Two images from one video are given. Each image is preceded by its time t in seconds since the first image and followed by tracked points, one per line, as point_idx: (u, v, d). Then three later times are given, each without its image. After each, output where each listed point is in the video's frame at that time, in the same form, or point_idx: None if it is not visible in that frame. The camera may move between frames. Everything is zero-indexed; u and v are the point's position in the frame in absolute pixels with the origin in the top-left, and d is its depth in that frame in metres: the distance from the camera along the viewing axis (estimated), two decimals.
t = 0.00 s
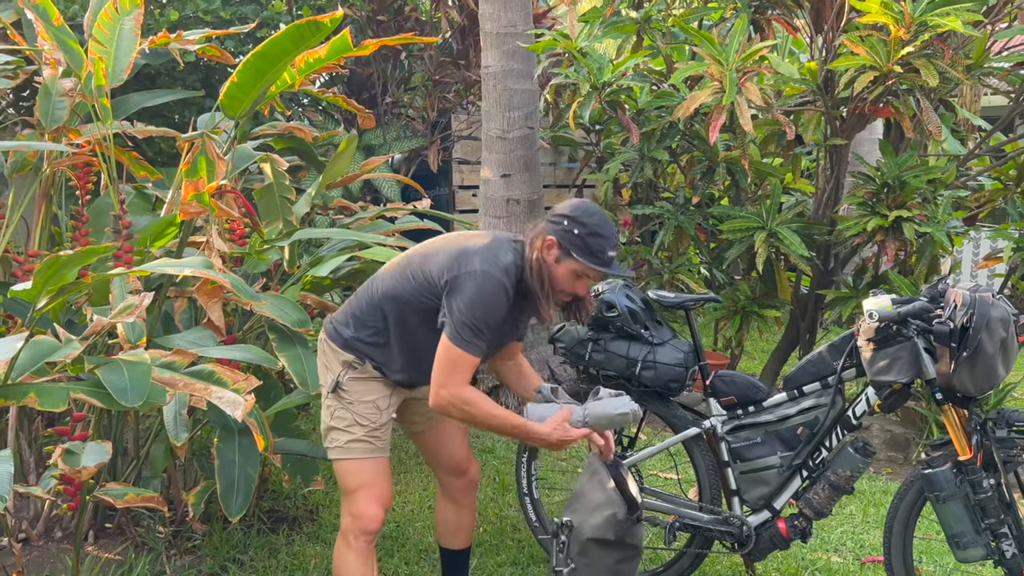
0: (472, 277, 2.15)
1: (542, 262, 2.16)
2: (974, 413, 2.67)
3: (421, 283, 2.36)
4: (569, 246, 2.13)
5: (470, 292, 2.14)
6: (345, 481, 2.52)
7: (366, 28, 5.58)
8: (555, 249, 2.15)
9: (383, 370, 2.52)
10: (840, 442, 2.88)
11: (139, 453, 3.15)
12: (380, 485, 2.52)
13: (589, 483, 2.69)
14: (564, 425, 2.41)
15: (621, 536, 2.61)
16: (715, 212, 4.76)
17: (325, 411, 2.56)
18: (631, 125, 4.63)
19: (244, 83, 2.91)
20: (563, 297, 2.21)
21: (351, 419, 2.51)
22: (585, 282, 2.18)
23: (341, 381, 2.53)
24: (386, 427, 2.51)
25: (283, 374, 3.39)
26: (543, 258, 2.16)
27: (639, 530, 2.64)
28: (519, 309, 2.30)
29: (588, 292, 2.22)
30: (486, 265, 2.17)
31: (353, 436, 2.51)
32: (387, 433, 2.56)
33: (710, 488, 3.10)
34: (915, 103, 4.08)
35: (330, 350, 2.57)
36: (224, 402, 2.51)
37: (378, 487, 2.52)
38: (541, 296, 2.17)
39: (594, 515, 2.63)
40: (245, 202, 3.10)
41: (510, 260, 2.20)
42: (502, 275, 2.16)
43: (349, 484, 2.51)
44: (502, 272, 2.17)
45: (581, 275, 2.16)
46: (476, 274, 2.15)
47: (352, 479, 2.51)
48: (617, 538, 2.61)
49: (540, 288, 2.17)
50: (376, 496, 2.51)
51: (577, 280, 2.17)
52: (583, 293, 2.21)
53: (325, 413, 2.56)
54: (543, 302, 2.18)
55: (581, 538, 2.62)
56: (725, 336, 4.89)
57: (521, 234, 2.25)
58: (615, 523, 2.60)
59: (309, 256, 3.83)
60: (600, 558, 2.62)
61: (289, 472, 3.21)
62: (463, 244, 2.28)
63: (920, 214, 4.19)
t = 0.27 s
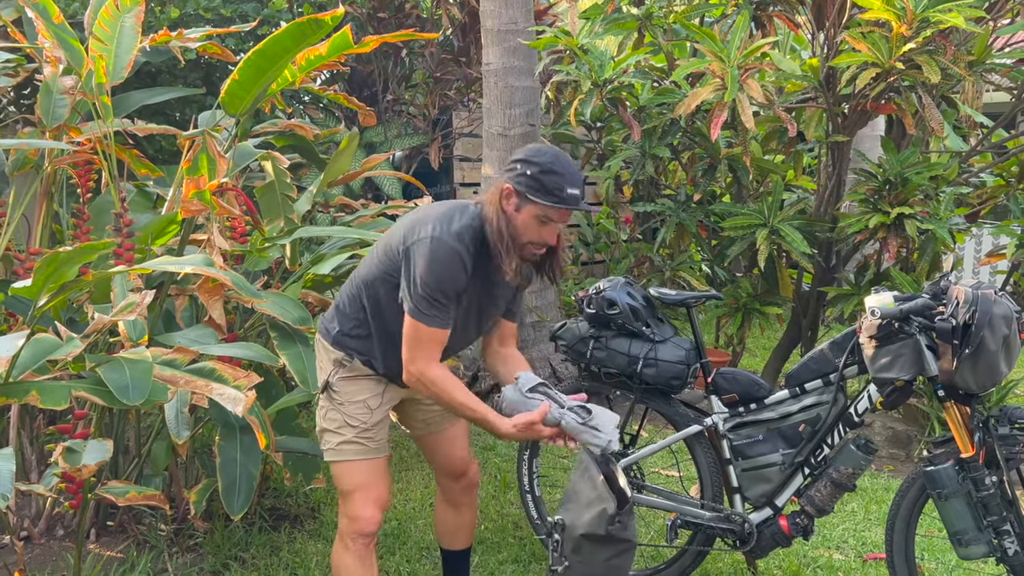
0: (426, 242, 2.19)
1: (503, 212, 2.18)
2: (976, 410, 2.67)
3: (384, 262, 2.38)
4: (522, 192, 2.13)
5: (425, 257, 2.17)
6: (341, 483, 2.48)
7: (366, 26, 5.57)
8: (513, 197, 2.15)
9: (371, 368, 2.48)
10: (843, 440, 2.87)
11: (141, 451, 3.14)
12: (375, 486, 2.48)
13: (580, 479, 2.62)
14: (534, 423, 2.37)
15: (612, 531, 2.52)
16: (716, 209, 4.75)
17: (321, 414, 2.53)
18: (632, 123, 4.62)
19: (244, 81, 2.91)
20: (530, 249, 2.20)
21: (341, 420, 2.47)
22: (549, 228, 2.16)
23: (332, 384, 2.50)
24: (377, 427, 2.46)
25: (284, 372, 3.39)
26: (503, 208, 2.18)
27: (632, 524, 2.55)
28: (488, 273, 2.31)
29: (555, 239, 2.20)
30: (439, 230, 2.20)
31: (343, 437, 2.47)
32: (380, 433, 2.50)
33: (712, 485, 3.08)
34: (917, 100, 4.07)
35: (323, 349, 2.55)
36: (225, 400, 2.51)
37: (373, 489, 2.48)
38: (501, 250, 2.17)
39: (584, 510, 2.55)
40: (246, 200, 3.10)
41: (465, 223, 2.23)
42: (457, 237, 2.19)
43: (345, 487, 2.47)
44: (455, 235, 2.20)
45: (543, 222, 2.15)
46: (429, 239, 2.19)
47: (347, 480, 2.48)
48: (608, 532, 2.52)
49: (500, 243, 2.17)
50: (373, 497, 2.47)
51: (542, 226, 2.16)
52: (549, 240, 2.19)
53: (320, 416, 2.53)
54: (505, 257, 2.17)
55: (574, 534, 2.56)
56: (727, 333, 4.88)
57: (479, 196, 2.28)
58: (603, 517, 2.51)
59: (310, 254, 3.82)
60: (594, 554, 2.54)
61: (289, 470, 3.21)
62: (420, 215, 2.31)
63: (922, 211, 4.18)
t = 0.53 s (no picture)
0: (383, 218, 2.21)
1: (462, 181, 2.16)
2: (977, 407, 2.67)
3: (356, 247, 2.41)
4: (475, 154, 2.11)
5: (380, 232, 2.19)
6: (337, 488, 2.44)
7: (367, 22, 5.57)
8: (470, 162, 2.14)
9: (360, 368, 2.46)
10: (843, 436, 2.88)
11: (143, 448, 3.15)
12: (371, 489, 2.43)
13: (567, 478, 2.65)
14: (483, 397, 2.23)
15: (599, 527, 2.51)
16: (717, 206, 4.75)
17: (315, 419, 2.51)
18: (633, 119, 4.62)
19: (246, 78, 2.90)
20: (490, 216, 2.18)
21: (332, 422, 2.45)
22: (508, 191, 2.12)
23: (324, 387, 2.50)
24: (368, 428, 2.43)
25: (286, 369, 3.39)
26: (462, 178, 2.16)
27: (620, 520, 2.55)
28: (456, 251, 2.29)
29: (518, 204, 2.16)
30: (397, 206, 2.22)
31: (335, 440, 2.43)
32: (372, 435, 2.46)
33: (713, 481, 3.08)
34: (918, 96, 4.06)
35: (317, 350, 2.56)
36: (227, 397, 2.50)
37: (370, 492, 2.42)
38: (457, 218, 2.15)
39: (571, 508, 2.56)
40: (247, 197, 3.10)
41: (424, 198, 2.24)
42: (413, 211, 2.21)
43: (341, 491, 2.43)
44: (412, 209, 2.21)
45: (499, 185, 2.11)
46: (386, 215, 2.21)
47: (344, 484, 2.43)
48: (596, 529, 2.51)
49: (457, 210, 2.15)
50: (369, 500, 2.41)
51: (501, 189, 2.12)
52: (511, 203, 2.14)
53: (314, 421, 2.51)
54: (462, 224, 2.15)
55: (562, 533, 2.54)
56: (728, 329, 4.89)
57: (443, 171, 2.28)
58: (588, 513, 2.50)
59: (311, 251, 3.83)
60: (585, 551, 2.52)
61: (291, 467, 3.22)
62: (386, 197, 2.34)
63: (923, 207, 4.17)
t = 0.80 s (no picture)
0: (356, 206, 2.23)
1: (432, 162, 2.16)
2: (977, 402, 2.67)
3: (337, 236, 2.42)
4: (444, 134, 2.11)
5: (354, 219, 2.20)
6: (333, 486, 2.44)
7: (368, 17, 5.56)
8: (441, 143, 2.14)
9: (353, 364, 2.45)
10: (843, 431, 2.89)
11: (144, 444, 3.16)
12: (367, 487, 2.42)
13: (574, 473, 2.66)
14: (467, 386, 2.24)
15: (606, 520, 2.51)
16: (718, 201, 4.75)
17: (312, 416, 2.52)
18: (634, 114, 4.62)
19: (246, 74, 2.90)
20: (466, 198, 2.17)
21: (327, 420, 2.46)
22: (478, 171, 2.11)
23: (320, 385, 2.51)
24: (361, 426, 2.43)
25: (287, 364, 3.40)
26: (433, 159, 2.16)
27: (626, 513, 2.54)
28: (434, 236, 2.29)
29: (491, 184, 2.14)
30: (370, 192, 2.23)
31: (328, 438, 2.44)
32: (366, 433, 2.46)
33: (713, 476, 3.09)
34: (920, 90, 4.06)
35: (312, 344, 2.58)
36: (229, 392, 2.51)
37: (365, 490, 2.42)
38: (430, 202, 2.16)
39: (577, 501, 2.57)
40: (247, 192, 3.09)
41: (399, 183, 2.24)
42: (385, 197, 2.21)
43: (336, 489, 2.43)
44: (385, 195, 2.21)
45: (469, 165, 2.10)
46: (359, 202, 2.22)
47: (340, 482, 2.43)
48: (603, 522, 2.51)
49: (428, 192, 2.15)
50: (365, 499, 2.41)
51: (472, 169, 2.11)
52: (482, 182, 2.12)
53: (312, 419, 2.52)
54: (435, 206, 2.15)
55: (569, 526, 2.55)
56: (729, 325, 4.89)
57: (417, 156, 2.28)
58: (595, 506, 2.50)
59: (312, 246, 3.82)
60: (592, 544, 2.53)
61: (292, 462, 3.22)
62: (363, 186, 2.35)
63: (924, 202, 4.17)
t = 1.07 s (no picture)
0: (345, 202, 2.22)
1: (420, 156, 2.14)
2: (979, 395, 2.66)
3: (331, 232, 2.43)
4: (431, 128, 2.09)
5: (343, 216, 2.20)
6: (334, 480, 2.45)
7: (367, 10, 5.54)
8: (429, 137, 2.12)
9: (353, 358, 2.45)
10: (845, 425, 2.87)
11: (145, 438, 3.15)
12: (367, 481, 2.42)
13: (573, 466, 2.66)
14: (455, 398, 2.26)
15: (604, 513, 2.51)
16: (719, 194, 4.74)
17: (314, 411, 2.52)
18: (635, 107, 4.61)
19: (245, 66, 2.90)
20: (451, 192, 2.14)
21: (327, 414, 2.46)
22: (466, 165, 2.09)
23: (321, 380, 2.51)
24: (361, 420, 2.42)
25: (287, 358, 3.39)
26: (421, 153, 2.15)
27: (626, 505, 2.54)
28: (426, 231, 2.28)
29: (480, 178, 2.12)
30: (360, 188, 2.23)
31: (328, 432, 2.44)
32: (367, 427, 2.45)
33: (714, 470, 3.11)
34: (922, 83, 4.04)
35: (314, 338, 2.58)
36: (229, 385, 2.50)
37: (365, 483, 2.42)
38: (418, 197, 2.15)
39: (576, 495, 2.56)
40: (248, 186, 3.09)
41: (388, 178, 2.23)
42: (374, 193, 2.20)
43: (338, 483, 2.43)
44: (374, 190, 2.20)
45: (457, 159, 2.08)
46: (348, 198, 2.21)
47: (341, 476, 2.43)
48: (602, 516, 2.51)
49: (417, 187, 2.14)
50: (365, 493, 2.40)
51: (460, 164, 2.09)
52: (470, 176, 2.10)
53: (313, 413, 2.52)
54: (424, 202, 2.14)
55: (568, 519, 2.55)
56: (729, 318, 4.88)
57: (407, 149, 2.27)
58: (594, 500, 2.50)
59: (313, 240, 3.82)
60: (591, 538, 2.52)
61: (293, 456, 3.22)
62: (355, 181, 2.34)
63: (926, 195, 4.16)
